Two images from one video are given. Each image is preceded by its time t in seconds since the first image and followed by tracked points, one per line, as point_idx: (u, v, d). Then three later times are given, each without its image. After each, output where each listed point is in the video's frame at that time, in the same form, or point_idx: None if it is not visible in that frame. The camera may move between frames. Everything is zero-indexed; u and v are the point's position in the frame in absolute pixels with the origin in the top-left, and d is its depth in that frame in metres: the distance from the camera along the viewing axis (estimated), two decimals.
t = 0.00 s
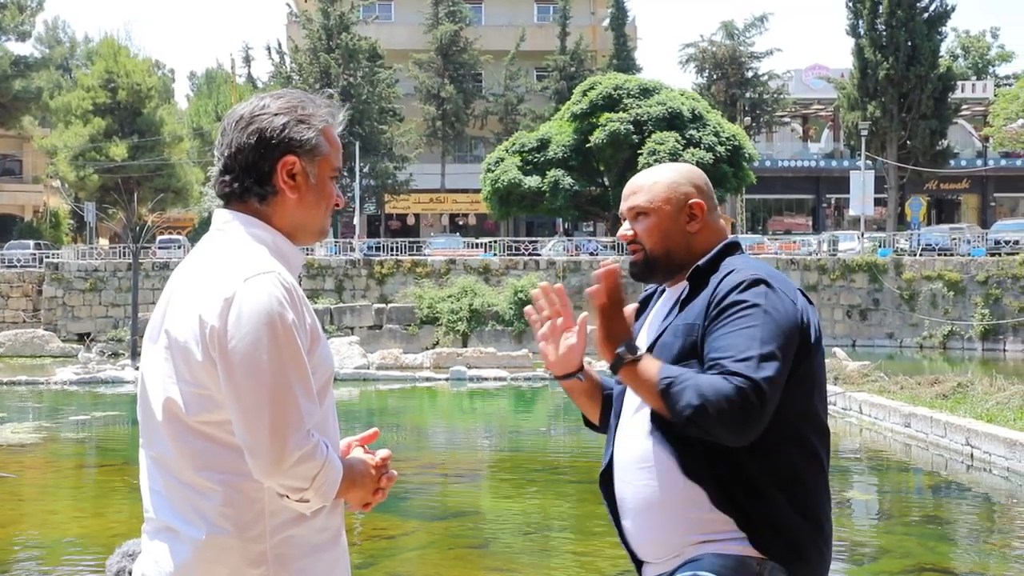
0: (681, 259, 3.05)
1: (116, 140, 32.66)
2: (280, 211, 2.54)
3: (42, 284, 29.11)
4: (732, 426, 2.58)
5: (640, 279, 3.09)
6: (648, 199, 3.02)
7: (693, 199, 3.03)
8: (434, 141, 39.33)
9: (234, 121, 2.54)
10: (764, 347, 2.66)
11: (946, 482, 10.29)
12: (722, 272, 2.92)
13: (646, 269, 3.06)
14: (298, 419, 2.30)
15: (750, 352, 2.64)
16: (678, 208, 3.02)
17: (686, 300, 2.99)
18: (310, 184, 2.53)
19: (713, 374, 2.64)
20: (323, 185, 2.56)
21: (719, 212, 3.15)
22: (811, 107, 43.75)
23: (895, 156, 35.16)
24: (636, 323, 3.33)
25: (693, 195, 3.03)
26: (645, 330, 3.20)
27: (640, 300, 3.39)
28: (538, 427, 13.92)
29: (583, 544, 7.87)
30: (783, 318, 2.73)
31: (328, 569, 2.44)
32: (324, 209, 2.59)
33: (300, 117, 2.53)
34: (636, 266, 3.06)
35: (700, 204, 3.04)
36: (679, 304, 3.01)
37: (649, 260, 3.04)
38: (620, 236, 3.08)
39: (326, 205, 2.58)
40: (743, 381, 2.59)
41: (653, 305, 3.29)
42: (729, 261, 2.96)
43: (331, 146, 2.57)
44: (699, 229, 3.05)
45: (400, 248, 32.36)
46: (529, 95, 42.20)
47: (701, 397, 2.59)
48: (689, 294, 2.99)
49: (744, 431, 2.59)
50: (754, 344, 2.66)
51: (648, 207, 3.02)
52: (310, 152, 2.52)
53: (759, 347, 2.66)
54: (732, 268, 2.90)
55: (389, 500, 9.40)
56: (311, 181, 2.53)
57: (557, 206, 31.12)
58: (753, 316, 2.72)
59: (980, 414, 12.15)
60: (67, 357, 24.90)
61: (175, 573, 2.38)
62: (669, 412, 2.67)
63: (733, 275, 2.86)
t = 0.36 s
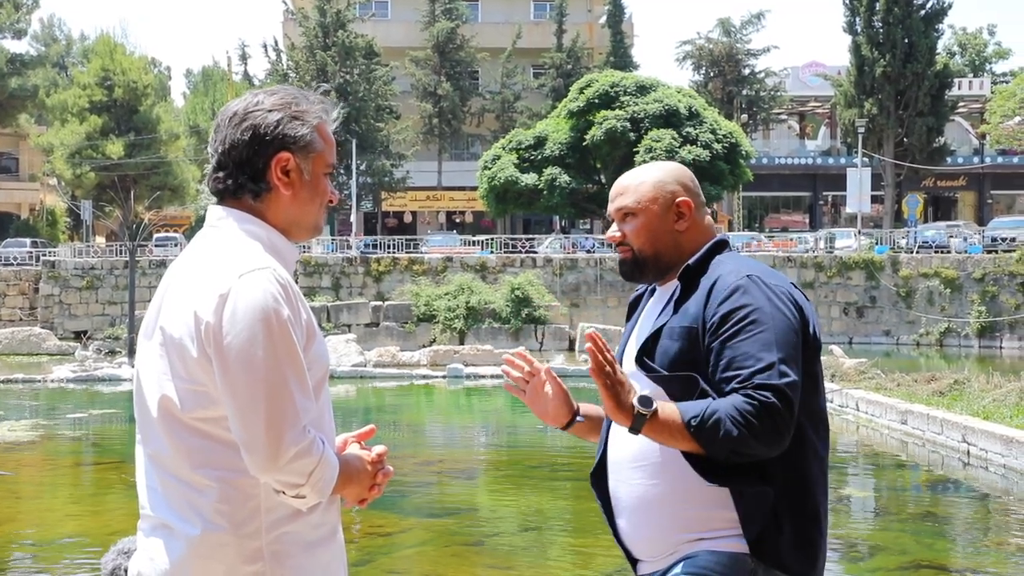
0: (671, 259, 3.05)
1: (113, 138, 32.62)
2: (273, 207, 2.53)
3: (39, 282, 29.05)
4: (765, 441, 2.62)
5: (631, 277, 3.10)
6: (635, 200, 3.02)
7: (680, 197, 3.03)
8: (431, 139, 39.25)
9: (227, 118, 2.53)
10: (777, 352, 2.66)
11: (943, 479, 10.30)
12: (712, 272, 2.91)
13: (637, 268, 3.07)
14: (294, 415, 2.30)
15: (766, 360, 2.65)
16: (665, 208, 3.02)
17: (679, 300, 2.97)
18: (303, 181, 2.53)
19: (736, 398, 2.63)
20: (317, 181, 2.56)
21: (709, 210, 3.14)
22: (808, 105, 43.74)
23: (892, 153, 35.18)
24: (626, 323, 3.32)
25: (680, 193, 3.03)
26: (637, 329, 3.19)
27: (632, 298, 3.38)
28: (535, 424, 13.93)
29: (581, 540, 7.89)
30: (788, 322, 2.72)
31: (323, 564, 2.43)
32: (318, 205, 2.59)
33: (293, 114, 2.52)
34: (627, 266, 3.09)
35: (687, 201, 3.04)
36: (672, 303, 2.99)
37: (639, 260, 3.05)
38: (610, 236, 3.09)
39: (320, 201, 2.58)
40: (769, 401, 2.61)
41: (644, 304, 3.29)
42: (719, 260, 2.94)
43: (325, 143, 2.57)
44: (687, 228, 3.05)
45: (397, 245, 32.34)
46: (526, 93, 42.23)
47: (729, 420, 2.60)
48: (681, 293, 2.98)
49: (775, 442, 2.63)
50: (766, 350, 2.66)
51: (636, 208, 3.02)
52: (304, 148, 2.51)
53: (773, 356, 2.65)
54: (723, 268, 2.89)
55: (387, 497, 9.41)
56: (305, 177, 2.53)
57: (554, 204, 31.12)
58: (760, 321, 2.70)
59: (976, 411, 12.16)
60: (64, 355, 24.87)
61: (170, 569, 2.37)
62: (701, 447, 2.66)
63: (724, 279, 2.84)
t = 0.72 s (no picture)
0: (667, 255, 3.05)
1: (109, 135, 32.57)
2: (271, 204, 2.53)
3: (36, 279, 29.02)
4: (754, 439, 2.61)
5: (627, 274, 3.11)
6: (632, 196, 3.03)
7: (676, 194, 3.03)
8: (428, 136, 39.16)
9: (226, 114, 2.53)
10: (769, 349, 2.66)
11: (940, 475, 10.31)
12: (707, 270, 2.91)
13: (633, 264, 3.07)
14: (292, 413, 2.30)
15: (758, 355, 2.65)
16: (661, 205, 3.02)
17: (675, 297, 2.97)
18: (300, 179, 2.53)
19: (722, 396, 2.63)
20: (314, 179, 2.56)
21: (706, 207, 3.14)
22: (805, 101, 43.72)
23: (889, 150, 35.16)
24: (623, 321, 3.32)
25: (675, 190, 3.03)
26: (634, 326, 3.19)
27: (629, 296, 3.38)
28: (533, 421, 13.93)
29: (578, 537, 7.88)
30: (782, 320, 2.72)
31: (320, 561, 2.43)
32: (315, 203, 2.59)
33: (294, 112, 2.52)
34: (622, 262, 3.09)
35: (684, 198, 3.03)
36: (668, 301, 2.99)
37: (635, 257, 3.05)
38: (607, 233, 3.09)
39: (317, 198, 2.58)
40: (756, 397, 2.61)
41: (640, 302, 3.29)
42: (715, 257, 2.94)
43: (323, 141, 2.57)
44: (684, 225, 3.05)
45: (395, 243, 32.34)
46: (523, 90, 42.19)
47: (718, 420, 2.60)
48: (676, 291, 2.98)
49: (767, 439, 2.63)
50: (759, 346, 2.66)
51: (632, 205, 3.02)
52: (302, 147, 2.51)
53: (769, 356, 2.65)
54: (718, 266, 2.88)
55: (384, 494, 9.41)
56: (302, 175, 2.53)
57: (552, 201, 31.12)
58: (752, 319, 2.69)
59: (974, 408, 12.17)
60: (62, 352, 24.86)
61: (167, 565, 2.37)
62: (690, 446, 2.67)
63: (716, 277, 2.83)
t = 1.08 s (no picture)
0: (682, 244, 3.05)
1: (107, 130, 32.53)
2: (270, 198, 2.53)
3: (34, 274, 29.01)
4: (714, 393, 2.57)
5: (639, 258, 3.09)
6: (654, 177, 3.00)
7: (698, 183, 3.02)
8: (426, 131, 39.11)
9: (221, 108, 2.52)
10: (747, 321, 2.64)
11: (938, 469, 10.33)
12: (717, 259, 2.90)
13: (647, 248, 3.06)
14: (293, 406, 2.30)
15: (733, 325, 2.63)
16: (683, 192, 3.01)
17: (682, 286, 2.96)
18: (298, 171, 2.53)
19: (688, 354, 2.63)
20: (312, 171, 2.55)
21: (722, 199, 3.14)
22: (803, 96, 43.74)
23: (887, 144, 35.13)
24: (629, 308, 3.31)
25: (698, 180, 3.02)
26: (640, 314, 3.18)
27: (636, 283, 3.38)
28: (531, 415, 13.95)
29: (577, 531, 7.90)
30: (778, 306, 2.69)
31: (323, 556, 2.43)
32: (313, 195, 2.58)
33: (288, 105, 2.52)
34: (634, 246, 3.07)
35: (705, 188, 3.03)
36: (674, 290, 2.98)
37: (651, 241, 3.04)
38: (623, 212, 3.07)
39: (315, 191, 2.57)
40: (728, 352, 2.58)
41: (647, 291, 3.28)
42: (726, 248, 2.93)
43: (320, 132, 2.56)
44: (702, 214, 3.04)
45: (393, 237, 32.35)
46: (521, 84, 42.16)
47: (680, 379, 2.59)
48: (684, 280, 2.96)
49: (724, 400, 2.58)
50: (739, 319, 2.64)
51: (654, 186, 3.00)
52: (298, 139, 2.51)
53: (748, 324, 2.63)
54: (725, 255, 2.88)
55: (384, 488, 9.42)
56: (300, 168, 2.53)
57: (551, 196, 31.13)
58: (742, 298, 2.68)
59: (971, 402, 12.19)
60: (60, 347, 24.85)
61: (168, 559, 2.37)
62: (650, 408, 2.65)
63: (727, 264, 2.82)
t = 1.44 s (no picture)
0: (685, 240, 3.00)
1: (103, 126, 32.48)
2: (265, 195, 2.53)
3: (30, 271, 28.97)
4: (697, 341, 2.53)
5: (641, 253, 3.05)
6: (661, 173, 2.94)
7: (706, 181, 2.95)
8: (423, 127, 39.08)
9: (218, 105, 2.53)
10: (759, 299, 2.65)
11: (935, 464, 10.35)
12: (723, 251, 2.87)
13: (651, 244, 3.01)
14: (290, 404, 2.31)
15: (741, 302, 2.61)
16: (690, 190, 2.95)
17: (688, 277, 2.98)
18: (295, 169, 2.53)
19: (717, 317, 2.56)
20: (309, 169, 2.56)
21: (727, 195, 3.09)
22: (800, 91, 43.79)
23: (883, 140, 35.13)
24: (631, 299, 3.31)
25: (706, 177, 2.96)
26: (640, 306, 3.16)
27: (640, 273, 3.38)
28: (529, 412, 13.96)
29: (574, 528, 7.90)
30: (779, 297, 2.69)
31: (318, 555, 2.43)
32: (310, 193, 2.59)
33: (285, 102, 2.52)
34: (637, 240, 3.01)
35: (712, 186, 2.96)
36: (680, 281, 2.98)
37: (655, 238, 2.99)
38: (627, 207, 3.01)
39: (313, 189, 2.58)
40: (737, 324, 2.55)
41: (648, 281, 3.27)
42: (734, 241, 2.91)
43: (317, 131, 2.57)
44: (709, 212, 2.98)
45: (389, 234, 32.34)
46: (518, 80, 42.15)
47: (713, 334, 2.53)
48: (690, 272, 2.98)
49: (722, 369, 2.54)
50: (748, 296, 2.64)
51: (661, 182, 2.94)
52: (295, 137, 2.51)
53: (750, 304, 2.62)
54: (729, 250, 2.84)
55: (380, 485, 9.43)
56: (296, 166, 2.53)
57: (548, 192, 31.12)
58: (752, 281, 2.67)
59: (968, 396, 12.21)
60: (56, 345, 24.83)
61: (164, 558, 2.38)
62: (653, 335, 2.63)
63: (736, 253, 2.79)
